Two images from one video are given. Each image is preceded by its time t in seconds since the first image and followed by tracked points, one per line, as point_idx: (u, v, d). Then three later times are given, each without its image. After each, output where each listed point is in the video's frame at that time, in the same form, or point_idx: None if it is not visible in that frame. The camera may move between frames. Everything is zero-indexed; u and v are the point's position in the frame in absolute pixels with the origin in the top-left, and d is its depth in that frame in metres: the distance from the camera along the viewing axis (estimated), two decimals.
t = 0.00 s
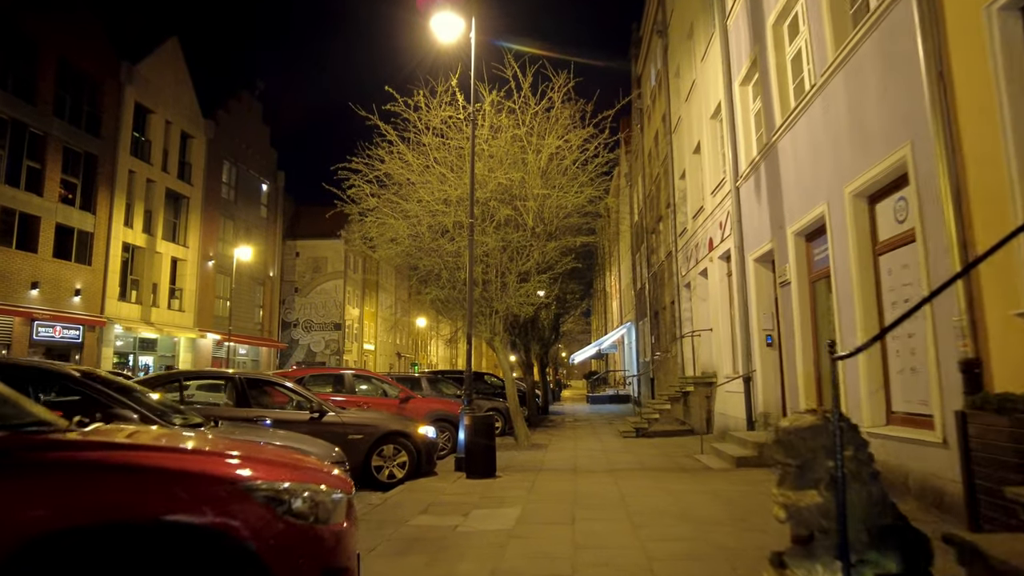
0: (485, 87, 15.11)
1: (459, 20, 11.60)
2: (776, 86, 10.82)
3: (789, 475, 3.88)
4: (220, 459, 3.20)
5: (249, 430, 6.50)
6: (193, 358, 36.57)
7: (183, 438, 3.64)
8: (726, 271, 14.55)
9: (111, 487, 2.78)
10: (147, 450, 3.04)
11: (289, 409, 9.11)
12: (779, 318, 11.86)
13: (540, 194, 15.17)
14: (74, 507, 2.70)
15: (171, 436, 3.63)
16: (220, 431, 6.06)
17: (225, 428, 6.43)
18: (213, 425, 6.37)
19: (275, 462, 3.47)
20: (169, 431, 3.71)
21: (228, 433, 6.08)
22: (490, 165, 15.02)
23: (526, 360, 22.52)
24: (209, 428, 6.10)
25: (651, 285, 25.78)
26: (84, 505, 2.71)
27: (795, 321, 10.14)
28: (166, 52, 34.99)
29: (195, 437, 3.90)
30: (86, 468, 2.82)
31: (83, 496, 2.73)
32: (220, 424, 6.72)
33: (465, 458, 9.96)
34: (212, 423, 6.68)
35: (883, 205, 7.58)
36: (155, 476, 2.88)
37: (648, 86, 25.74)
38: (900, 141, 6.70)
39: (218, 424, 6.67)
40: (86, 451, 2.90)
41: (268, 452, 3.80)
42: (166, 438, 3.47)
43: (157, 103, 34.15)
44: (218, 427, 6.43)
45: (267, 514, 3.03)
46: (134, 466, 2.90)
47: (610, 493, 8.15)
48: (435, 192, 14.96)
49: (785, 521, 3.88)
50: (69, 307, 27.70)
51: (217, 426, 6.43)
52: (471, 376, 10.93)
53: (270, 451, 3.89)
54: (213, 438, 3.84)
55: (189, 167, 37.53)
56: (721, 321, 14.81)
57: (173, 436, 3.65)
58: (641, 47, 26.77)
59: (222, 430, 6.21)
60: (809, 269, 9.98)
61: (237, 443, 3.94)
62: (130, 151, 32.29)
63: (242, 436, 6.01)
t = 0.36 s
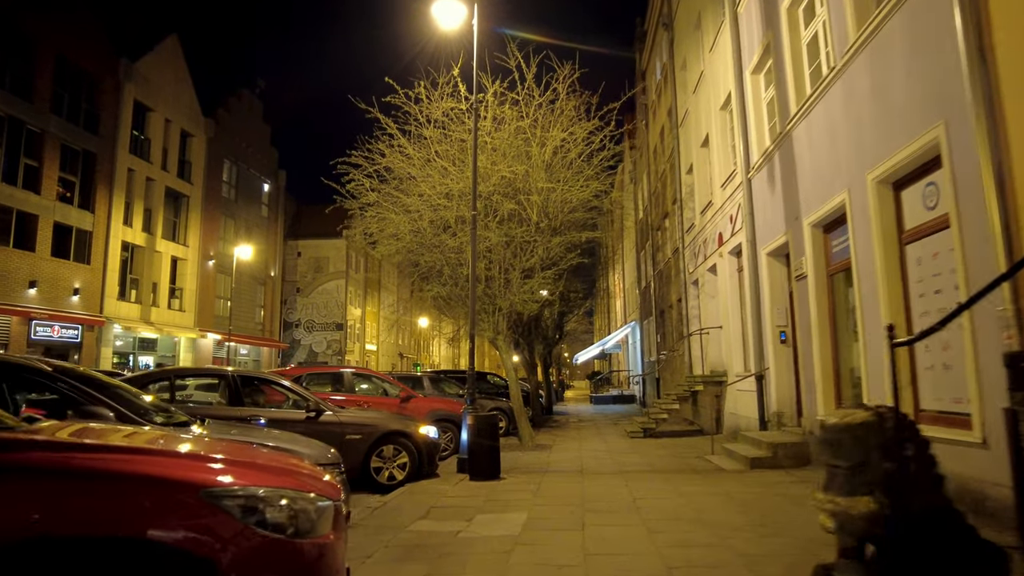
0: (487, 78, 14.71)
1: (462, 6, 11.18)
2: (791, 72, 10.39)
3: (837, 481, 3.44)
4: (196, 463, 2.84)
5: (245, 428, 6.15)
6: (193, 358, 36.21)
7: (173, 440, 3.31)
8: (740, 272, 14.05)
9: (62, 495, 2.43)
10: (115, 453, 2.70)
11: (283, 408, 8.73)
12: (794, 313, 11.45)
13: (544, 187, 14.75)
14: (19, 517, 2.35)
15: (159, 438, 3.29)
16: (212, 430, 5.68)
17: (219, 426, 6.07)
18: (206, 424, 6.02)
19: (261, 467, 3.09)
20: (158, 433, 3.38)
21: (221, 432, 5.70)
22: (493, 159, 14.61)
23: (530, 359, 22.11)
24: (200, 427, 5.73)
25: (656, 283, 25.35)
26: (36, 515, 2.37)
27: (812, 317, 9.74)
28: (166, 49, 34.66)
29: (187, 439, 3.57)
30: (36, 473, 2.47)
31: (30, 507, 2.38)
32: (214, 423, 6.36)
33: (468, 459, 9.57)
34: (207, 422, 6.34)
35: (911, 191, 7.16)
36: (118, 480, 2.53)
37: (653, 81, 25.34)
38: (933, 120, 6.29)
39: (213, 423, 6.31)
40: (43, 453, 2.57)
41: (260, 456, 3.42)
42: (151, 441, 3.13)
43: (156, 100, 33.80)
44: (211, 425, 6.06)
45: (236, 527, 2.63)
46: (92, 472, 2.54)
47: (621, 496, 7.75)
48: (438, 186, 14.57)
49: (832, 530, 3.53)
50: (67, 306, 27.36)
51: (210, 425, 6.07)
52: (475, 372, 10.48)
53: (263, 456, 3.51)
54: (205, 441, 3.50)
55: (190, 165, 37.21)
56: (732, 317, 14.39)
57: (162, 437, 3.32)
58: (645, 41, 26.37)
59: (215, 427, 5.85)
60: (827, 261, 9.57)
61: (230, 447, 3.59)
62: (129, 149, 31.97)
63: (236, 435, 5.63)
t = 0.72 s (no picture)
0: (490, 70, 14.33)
1: None
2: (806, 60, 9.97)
3: (900, 499, 3.04)
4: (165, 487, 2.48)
5: (237, 433, 5.78)
6: (191, 357, 35.81)
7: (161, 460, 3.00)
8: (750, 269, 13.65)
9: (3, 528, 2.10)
10: (80, 477, 2.36)
11: (275, 411, 8.30)
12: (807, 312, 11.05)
13: (548, 182, 14.37)
14: None
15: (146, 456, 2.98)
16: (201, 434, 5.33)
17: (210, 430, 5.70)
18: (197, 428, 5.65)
19: (242, 490, 2.72)
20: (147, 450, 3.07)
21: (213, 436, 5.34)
22: (495, 153, 14.22)
23: (533, 360, 21.72)
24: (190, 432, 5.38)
25: (660, 282, 24.97)
26: None
27: (828, 315, 9.34)
28: (163, 45, 34.24)
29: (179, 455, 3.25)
30: None
31: None
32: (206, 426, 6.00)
33: (470, 463, 9.17)
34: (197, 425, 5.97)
35: (939, 182, 6.77)
36: (76, 512, 2.18)
37: (657, 76, 24.95)
38: (967, 103, 5.91)
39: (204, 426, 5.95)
40: None
41: (247, 474, 3.06)
42: (135, 462, 2.81)
43: (154, 96, 33.36)
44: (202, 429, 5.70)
45: (195, 566, 2.23)
46: (41, 500, 2.19)
47: (632, 505, 7.35)
48: (438, 180, 14.18)
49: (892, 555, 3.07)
50: (62, 304, 26.96)
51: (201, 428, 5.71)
52: (477, 373, 10.07)
53: (253, 473, 3.14)
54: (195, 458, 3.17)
55: (188, 162, 36.82)
56: (742, 316, 13.99)
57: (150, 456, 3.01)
58: (650, 36, 25.96)
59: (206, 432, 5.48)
60: (844, 256, 9.18)
61: (222, 463, 3.25)
62: (126, 146, 31.58)
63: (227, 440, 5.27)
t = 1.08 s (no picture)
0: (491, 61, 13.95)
1: None
2: (821, 47, 9.56)
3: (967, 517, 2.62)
4: (126, 514, 2.12)
5: (231, 438, 5.41)
6: (189, 357, 35.45)
7: (151, 475, 2.67)
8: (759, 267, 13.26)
9: None
10: (25, 504, 1.98)
11: (265, 410, 7.91)
12: (820, 310, 10.65)
13: (550, 176, 13.99)
14: None
15: (134, 472, 2.67)
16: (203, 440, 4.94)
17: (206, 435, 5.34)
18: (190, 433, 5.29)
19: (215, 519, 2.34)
20: (137, 465, 2.76)
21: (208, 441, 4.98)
22: (497, 147, 13.84)
23: (535, 360, 21.35)
24: (187, 437, 5.01)
25: (664, 281, 24.61)
26: None
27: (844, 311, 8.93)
28: (161, 41, 33.88)
29: (168, 468, 2.93)
30: None
31: None
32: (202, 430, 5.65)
33: (470, 467, 8.78)
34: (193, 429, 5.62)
35: (969, 168, 6.39)
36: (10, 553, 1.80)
37: (661, 72, 24.57)
38: (1007, 82, 5.54)
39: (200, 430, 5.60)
40: None
41: (230, 493, 2.70)
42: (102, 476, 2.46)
43: (151, 93, 33.01)
44: (196, 433, 5.34)
45: None
46: None
47: (642, 511, 6.99)
48: (438, 175, 13.80)
49: None
50: (57, 304, 26.61)
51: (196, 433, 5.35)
52: (479, 372, 9.67)
53: (242, 492, 2.80)
54: (184, 472, 2.85)
55: (186, 160, 36.48)
56: (751, 314, 13.60)
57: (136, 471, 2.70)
58: (653, 31, 25.61)
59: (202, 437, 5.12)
60: (861, 251, 8.78)
61: (211, 479, 2.92)
62: (123, 143, 31.25)
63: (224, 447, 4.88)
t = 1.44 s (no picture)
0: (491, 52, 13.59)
1: None
2: (835, 33, 9.18)
3: None
4: (77, 558, 1.80)
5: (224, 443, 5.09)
6: (188, 358, 35.07)
7: (135, 497, 2.36)
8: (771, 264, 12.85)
9: None
10: None
11: (256, 415, 7.56)
12: (834, 306, 10.29)
13: (554, 170, 13.61)
14: None
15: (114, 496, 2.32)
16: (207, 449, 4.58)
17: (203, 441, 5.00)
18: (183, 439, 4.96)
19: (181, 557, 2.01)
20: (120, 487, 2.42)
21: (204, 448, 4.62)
22: (499, 141, 13.47)
23: (537, 359, 21.00)
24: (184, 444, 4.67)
25: (668, 279, 24.24)
26: None
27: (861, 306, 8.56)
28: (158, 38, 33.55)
29: (157, 488, 2.62)
30: None
31: None
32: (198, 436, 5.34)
33: (472, 471, 8.43)
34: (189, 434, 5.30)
35: (1001, 155, 6.03)
36: None
37: (664, 67, 24.22)
38: None
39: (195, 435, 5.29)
40: None
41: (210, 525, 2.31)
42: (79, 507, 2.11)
43: (149, 91, 32.69)
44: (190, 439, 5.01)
45: None
46: None
47: (654, 519, 6.64)
48: (438, 170, 13.44)
49: None
50: (53, 304, 26.28)
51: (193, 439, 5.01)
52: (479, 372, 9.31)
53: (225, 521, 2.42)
54: (172, 492, 2.53)
55: (184, 159, 36.16)
56: (760, 312, 13.23)
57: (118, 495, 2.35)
58: (656, 26, 25.25)
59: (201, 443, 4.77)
60: (879, 244, 8.41)
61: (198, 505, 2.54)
62: (120, 141, 30.91)
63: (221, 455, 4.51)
